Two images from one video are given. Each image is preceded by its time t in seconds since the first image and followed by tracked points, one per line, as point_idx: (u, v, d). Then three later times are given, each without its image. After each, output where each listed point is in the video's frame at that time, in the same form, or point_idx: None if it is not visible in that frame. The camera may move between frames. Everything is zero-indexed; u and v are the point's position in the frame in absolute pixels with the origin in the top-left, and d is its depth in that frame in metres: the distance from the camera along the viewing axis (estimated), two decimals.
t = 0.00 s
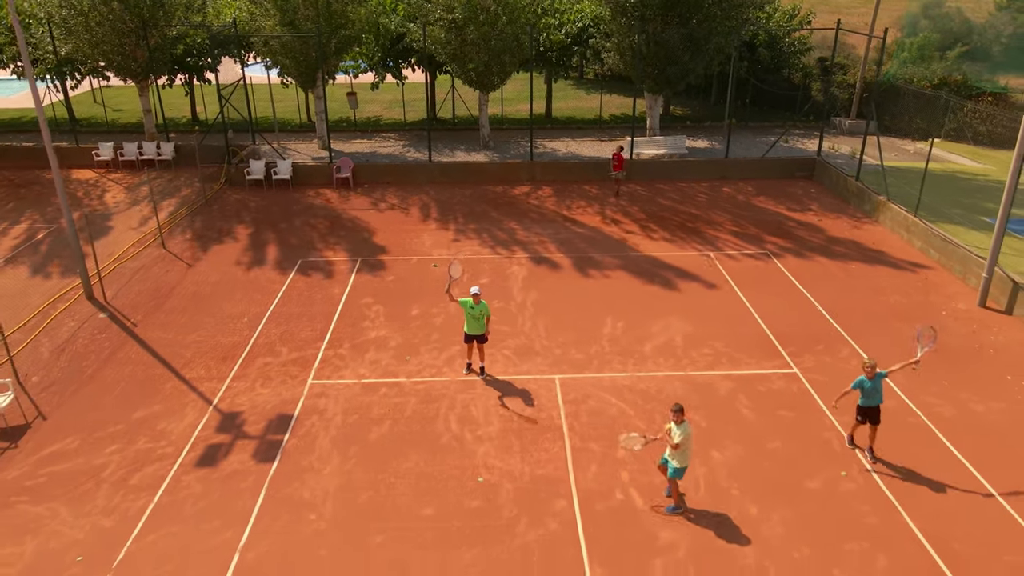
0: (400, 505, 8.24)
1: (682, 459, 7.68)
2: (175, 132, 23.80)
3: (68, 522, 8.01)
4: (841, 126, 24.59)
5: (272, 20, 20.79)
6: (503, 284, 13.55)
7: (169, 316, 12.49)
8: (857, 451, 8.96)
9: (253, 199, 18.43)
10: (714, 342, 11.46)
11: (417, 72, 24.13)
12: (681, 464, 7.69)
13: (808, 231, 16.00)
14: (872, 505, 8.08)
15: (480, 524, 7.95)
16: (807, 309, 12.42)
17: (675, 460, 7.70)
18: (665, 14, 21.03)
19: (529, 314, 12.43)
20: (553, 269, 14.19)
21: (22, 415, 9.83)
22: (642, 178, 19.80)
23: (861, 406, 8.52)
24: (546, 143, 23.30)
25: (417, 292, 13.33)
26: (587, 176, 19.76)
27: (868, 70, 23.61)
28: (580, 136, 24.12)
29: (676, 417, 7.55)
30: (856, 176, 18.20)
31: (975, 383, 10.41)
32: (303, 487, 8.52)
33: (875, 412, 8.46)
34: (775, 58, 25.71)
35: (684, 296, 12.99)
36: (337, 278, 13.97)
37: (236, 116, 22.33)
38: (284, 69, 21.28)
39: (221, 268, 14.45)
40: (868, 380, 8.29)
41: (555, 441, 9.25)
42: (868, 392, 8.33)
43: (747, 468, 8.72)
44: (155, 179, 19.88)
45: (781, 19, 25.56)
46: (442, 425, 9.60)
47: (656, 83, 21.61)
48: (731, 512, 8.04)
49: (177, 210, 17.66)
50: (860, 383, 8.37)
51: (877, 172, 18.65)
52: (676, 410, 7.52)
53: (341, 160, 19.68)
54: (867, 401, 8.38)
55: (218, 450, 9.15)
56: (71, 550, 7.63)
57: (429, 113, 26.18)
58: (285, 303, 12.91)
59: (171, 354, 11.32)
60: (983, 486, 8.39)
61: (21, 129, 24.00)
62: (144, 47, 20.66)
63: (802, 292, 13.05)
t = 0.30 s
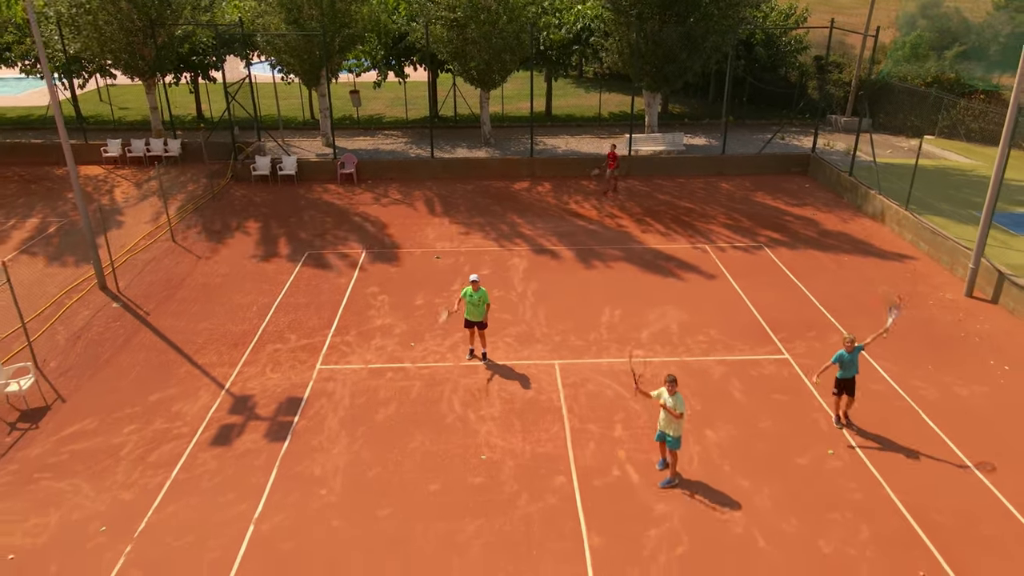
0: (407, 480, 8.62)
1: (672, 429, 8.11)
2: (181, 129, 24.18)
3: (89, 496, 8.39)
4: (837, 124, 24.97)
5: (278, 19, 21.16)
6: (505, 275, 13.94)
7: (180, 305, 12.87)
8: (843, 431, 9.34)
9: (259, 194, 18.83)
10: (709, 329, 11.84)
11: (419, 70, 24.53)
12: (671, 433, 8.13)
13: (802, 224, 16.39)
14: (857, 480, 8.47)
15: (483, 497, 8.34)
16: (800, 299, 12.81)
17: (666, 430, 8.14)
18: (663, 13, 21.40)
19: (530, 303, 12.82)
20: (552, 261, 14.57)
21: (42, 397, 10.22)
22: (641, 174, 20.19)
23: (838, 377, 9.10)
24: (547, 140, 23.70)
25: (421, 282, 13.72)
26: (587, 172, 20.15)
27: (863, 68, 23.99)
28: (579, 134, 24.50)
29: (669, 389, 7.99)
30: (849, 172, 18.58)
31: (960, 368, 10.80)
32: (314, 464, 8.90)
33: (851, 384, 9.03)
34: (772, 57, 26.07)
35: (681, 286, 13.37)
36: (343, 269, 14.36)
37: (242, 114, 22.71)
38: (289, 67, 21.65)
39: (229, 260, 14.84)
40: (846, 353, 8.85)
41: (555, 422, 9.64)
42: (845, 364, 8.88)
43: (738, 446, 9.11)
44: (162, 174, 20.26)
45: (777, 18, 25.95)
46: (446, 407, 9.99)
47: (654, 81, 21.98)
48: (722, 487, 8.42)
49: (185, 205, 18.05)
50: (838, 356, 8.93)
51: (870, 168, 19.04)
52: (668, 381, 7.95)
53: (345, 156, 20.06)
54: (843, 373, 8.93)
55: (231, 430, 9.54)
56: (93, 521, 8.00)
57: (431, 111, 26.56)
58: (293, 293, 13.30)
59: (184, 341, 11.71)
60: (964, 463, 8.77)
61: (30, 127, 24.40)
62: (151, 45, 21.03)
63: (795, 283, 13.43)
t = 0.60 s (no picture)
0: (414, 458, 9.01)
1: (665, 399, 8.63)
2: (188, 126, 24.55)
3: (109, 472, 8.78)
4: (833, 121, 25.35)
5: (283, 18, 21.55)
6: (506, 267, 14.33)
7: (191, 295, 13.27)
8: (832, 413, 9.73)
9: (265, 190, 19.22)
10: (705, 318, 12.22)
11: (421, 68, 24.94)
12: (665, 404, 8.64)
13: (796, 219, 16.77)
14: (844, 458, 8.85)
15: (487, 474, 8.72)
16: (792, 289, 13.19)
17: (658, 399, 8.67)
18: (662, 12, 21.77)
19: (531, 293, 13.21)
20: (553, 253, 14.95)
21: (61, 381, 10.61)
22: (639, 170, 20.58)
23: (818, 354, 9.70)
24: (547, 137, 24.06)
25: (425, 273, 14.11)
26: (586, 168, 20.53)
27: (859, 66, 24.36)
28: (579, 131, 24.89)
29: (669, 362, 8.38)
30: (843, 167, 18.98)
31: (947, 355, 11.16)
32: (324, 444, 9.29)
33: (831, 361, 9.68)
34: (769, 56, 26.44)
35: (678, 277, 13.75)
36: (348, 261, 14.75)
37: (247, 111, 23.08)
38: (293, 65, 22.02)
39: (238, 253, 15.22)
40: (830, 333, 9.47)
41: (555, 404, 10.03)
42: (828, 343, 9.50)
43: (731, 427, 9.49)
44: (170, 171, 20.65)
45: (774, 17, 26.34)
46: (450, 390, 10.38)
47: (653, 79, 22.37)
48: (715, 464, 8.80)
49: (193, 200, 18.43)
50: (822, 335, 9.53)
51: (864, 164, 19.43)
52: (666, 354, 8.36)
53: (349, 152, 20.46)
54: (825, 351, 9.55)
55: (244, 412, 9.92)
56: (114, 495, 8.38)
57: (433, 110, 26.94)
58: (301, 284, 13.68)
59: (196, 329, 12.10)
60: (947, 443, 9.16)
61: (38, 124, 24.78)
62: (159, 44, 21.42)
63: (788, 274, 13.82)
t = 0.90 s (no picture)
0: (419, 438, 9.38)
1: (665, 373, 9.07)
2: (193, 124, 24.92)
3: (127, 451, 9.14)
4: (829, 119, 25.72)
5: (287, 17, 21.91)
6: (508, 259, 14.70)
7: (201, 286, 13.64)
8: (821, 396, 10.10)
9: (271, 185, 19.59)
10: (700, 307, 12.59)
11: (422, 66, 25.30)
12: (666, 379, 9.10)
13: (791, 213, 17.13)
14: (833, 438, 9.22)
15: (490, 452, 9.09)
16: (785, 280, 13.57)
17: (659, 373, 9.12)
18: (660, 11, 22.13)
19: (531, 283, 13.58)
20: (553, 246, 15.32)
21: (78, 366, 10.98)
22: (638, 166, 20.94)
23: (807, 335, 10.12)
24: (547, 135, 24.43)
25: (428, 265, 14.48)
26: (586, 164, 20.90)
27: (855, 64, 24.70)
28: (578, 129, 25.26)
29: (668, 340, 8.86)
30: (838, 163, 19.35)
31: (935, 342, 11.53)
32: (333, 424, 9.66)
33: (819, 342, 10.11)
34: (766, 54, 26.79)
35: (675, 269, 14.12)
36: (353, 254, 15.11)
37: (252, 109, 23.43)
38: (298, 64, 22.36)
39: (246, 245, 15.60)
40: (818, 314, 9.90)
41: (555, 387, 10.40)
42: (816, 324, 9.94)
43: (724, 408, 9.86)
44: (177, 167, 21.02)
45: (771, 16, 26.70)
46: (454, 375, 10.75)
47: (651, 77, 22.73)
48: (709, 443, 9.16)
49: (200, 194, 18.80)
50: (811, 317, 9.96)
51: (858, 160, 19.80)
52: (667, 332, 8.82)
53: (353, 149, 20.84)
54: (813, 331, 9.98)
55: (255, 395, 10.29)
56: (132, 472, 8.75)
57: (435, 107, 27.29)
58: (307, 275, 14.05)
59: (207, 317, 12.47)
60: (932, 423, 9.53)
61: (45, 122, 25.15)
62: (167, 42, 21.79)
63: (782, 266, 14.19)
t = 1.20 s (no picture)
0: (423, 419, 9.74)
1: (664, 350, 9.50)
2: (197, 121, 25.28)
3: (142, 430, 9.50)
4: (824, 116, 26.09)
5: (292, 15, 22.28)
6: (508, 250, 15.06)
7: (210, 276, 14.00)
8: (811, 379, 10.46)
9: (275, 180, 19.96)
10: (695, 296, 12.95)
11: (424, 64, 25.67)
12: (664, 355, 9.53)
13: (785, 207, 17.50)
14: (821, 418, 9.59)
15: (492, 432, 9.45)
16: (779, 270, 13.93)
17: (658, 350, 9.54)
18: (658, 9, 22.50)
19: (531, 274, 13.94)
20: (552, 238, 15.68)
21: (92, 352, 11.35)
22: (637, 161, 21.30)
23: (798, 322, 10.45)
24: (546, 132, 24.80)
25: (430, 256, 14.84)
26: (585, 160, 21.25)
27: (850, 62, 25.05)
28: (577, 126, 25.62)
29: (669, 318, 9.32)
30: (832, 158, 19.72)
31: (922, 329, 11.89)
32: (340, 406, 10.02)
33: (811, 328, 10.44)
34: (762, 53, 27.16)
35: (671, 260, 14.48)
36: (357, 246, 15.47)
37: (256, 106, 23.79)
38: (301, 62, 22.70)
39: (252, 238, 15.97)
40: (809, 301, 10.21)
41: (554, 372, 10.76)
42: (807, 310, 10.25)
43: (717, 391, 10.22)
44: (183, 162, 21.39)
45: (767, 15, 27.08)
46: (456, 360, 11.11)
47: (649, 75, 23.08)
48: (702, 423, 9.52)
49: (206, 189, 19.17)
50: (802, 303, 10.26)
51: (852, 156, 20.16)
52: (668, 312, 9.26)
53: (356, 145, 21.20)
54: (804, 317, 10.31)
55: (263, 378, 10.66)
56: (148, 450, 9.11)
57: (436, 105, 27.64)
58: (313, 266, 14.41)
59: (216, 306, 12.83)
60: (917, 405, 9.89)
61: (52, 119, 25.52)
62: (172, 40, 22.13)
63: (775, 257, 14.55)
